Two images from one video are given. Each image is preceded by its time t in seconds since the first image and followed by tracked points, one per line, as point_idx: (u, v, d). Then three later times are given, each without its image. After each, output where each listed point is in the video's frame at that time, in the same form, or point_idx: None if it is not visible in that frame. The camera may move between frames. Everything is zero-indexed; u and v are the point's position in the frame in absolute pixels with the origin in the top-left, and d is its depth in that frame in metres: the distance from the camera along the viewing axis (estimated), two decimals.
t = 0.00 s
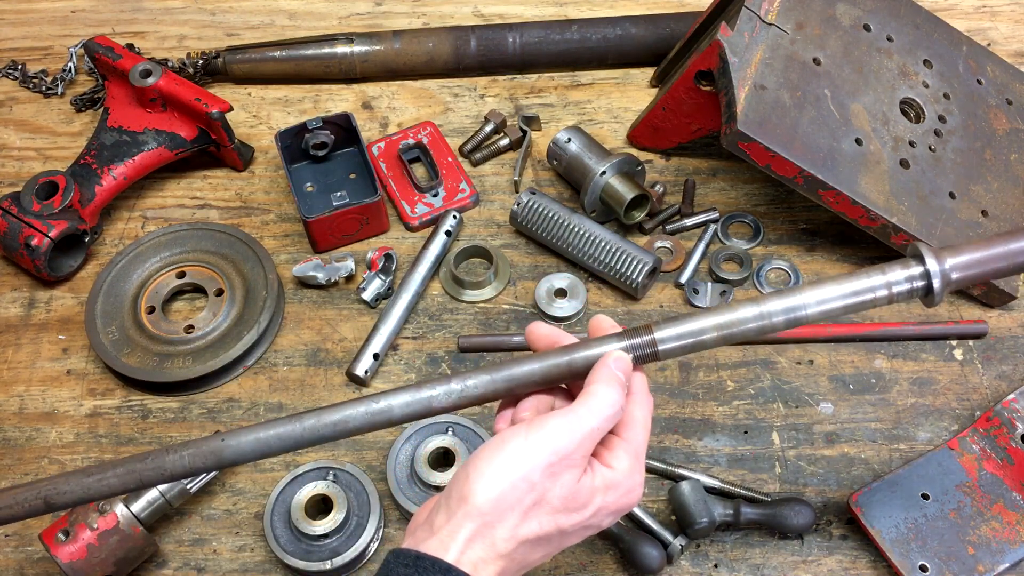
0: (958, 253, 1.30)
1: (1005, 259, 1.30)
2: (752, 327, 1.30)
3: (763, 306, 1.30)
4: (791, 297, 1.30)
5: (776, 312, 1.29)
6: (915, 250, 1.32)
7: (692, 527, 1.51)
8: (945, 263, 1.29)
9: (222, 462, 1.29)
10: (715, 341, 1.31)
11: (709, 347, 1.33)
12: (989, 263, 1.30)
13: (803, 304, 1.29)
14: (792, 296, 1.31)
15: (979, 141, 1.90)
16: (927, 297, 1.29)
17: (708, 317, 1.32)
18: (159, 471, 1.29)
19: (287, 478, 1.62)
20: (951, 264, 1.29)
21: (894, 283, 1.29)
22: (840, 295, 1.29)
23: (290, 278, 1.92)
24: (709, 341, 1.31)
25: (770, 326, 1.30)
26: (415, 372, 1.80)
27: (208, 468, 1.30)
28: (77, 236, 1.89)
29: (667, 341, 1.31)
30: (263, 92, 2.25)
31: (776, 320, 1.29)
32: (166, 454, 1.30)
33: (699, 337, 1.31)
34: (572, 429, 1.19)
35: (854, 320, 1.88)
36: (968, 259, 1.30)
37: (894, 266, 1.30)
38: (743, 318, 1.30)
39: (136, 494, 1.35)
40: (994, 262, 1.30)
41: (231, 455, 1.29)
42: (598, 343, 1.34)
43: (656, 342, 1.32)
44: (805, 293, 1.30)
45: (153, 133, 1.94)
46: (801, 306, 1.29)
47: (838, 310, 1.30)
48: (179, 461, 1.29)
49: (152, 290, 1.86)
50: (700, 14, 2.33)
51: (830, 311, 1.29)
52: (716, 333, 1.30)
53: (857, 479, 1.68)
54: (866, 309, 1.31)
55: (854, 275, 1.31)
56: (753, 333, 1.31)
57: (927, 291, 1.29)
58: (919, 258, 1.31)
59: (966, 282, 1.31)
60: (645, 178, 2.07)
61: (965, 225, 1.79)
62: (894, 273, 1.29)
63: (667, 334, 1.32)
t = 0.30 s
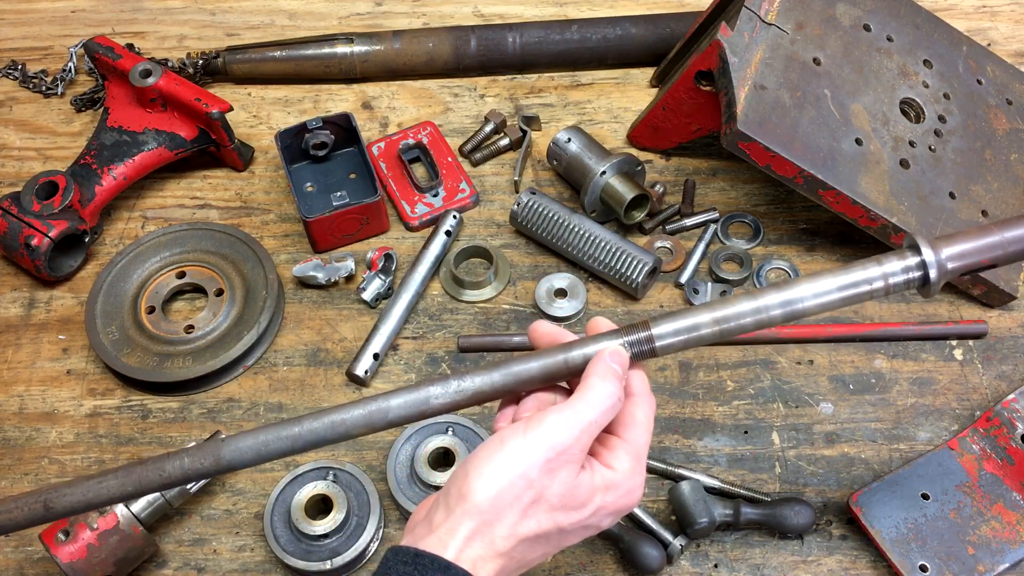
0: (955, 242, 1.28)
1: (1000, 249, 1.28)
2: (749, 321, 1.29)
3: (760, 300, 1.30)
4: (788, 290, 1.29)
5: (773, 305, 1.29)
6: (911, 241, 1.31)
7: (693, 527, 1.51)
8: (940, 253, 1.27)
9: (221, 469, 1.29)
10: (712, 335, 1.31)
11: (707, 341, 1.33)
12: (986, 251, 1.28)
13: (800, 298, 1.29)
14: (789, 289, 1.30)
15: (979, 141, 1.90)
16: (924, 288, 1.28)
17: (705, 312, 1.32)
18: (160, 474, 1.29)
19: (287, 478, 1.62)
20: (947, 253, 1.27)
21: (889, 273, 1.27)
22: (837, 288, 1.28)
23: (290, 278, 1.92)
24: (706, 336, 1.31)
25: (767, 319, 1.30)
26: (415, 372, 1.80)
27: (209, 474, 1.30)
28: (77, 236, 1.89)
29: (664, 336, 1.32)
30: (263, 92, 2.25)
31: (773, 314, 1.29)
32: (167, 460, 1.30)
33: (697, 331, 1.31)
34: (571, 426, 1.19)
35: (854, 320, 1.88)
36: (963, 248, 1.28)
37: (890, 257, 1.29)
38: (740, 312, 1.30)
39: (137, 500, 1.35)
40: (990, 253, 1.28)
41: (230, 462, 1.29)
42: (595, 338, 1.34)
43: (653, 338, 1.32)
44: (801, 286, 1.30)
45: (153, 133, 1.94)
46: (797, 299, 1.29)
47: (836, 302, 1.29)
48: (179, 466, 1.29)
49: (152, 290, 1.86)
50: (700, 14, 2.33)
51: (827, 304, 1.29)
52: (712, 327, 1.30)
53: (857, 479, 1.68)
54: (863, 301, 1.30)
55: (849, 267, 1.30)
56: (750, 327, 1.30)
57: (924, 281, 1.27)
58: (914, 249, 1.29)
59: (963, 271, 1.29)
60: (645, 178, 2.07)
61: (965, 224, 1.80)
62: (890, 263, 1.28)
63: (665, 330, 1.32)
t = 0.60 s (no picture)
0: (961, 241, 1.28)
1: (1005, 249, 1.27)
2: (753, 321, 1.29)
3: (764, 298, 1.30)
4: (792, 289, 1.29)
5: (778, 304, 1.29)
6: (917, 240, 1.31)
7: (693, 527, 1.51)
8: (947, 251, 1.27)
9: (223, 467, 1.29)
10: (716, 333, 1.31)
11: (712, 341, 1.33)
12: (992, 249, 1.27)
13: (804, 296, 1.29)
14: (793, 289, 1.30)
15: (979, 141, 1.90)
16: (929, 288, 1.28)
17: (709, 310, 1.32)
18: (162, 470, 1.29)
19: (287, 478, 1.62)
20: (953, 252, 1.27)
21: (896, 272, 1.27)
22: (842, 287, 1.28)
23: (290, 278, 1.92)
24: (711, 334, 1.31)
25: (772, 318, 1.29)
26: (415, 372, 1.80)
27: (212, 471, 1.30)
28: (77, 236, 1.89)
29: (668, 335, 1.31)
30: (263, 92, 2.25)
31: (777, 312, 1.29)
32: (168, 458, 1.30)
33: (700, 330, 1.31)
34: (573, 422, 1.18)
35: (854, 320, 1.88)
36: (968, 247, 1.28)
37: (896, 256, 1.29)
38: (745, 311, 1.29)
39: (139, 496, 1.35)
40: (994, 252, 1.27)
41: (233, 460, 1.29)
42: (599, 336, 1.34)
43: (657, 337, 1.32)
44: (806, 286, 1.30)
45: (153, 133, 1.94)
46: (802, 298, 1.29)
47: (840, 302, 1.29)
48: (181, 464, 1.29)
49: (152, 290, 1.86)
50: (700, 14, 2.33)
51: (832, 303, 1.29)
52: (717, 326, 1.30)
53: (857, 479, 1.68)
54: (868, 301, 1.30)
55: (855, 266, 1.31)
56: (754, 326, 1.30)
57: (930, 281, 1.27)
58: (920, 248, 1.29)
59: (968, 271, 1.29)
60: (645, 178, 2.07)
61: (965, 224, 1.80)
62: (897, 262, 1.28)
63: (668, 329, 1.32)
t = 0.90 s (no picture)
0: (962, 250, 1.27)
1: (1006, 258, 1.26)
2: (754, 328, 1.30)
3: (765, 307, 1.30)
4: (794, 297, 1.29)
5: (779, 312, 1.29)
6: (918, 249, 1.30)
7: (693, 527, 1.51)
8: (948, 261, 1.26)
9: (228, 469, 1.29)
10: (718, 341, 1.31)
11: (713, 348, 1.33)
12: (993, 254, 1.26)
13: (806, 304, 1.28)
14: (795, 296, 1.30)
15: (979, 141, 1.90)
16: (930, 296, 1.28)
17: (710, 318, 1.32)
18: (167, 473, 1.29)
19: (287, 478, 1.62)
20: (954, 262, 1.26)
21: (896, 281, 1.27)
22: (843, 296, 1.28)
23: (290, 278, 1.92)
24: (712, 342, 1.31)
25: (773, 326, 1.29)
26: (415, 372, 1.80)
27: (216, 474, 1.30)
28: (77, 236, 1.89)
29: (670, 343, 1.31)
30: (263, 92, 2.25)
31: (778, 321, 1.29)
32: (173, 460, 1.31)
33: (702, 338, 1.31)
34: (570, 427, 1.19)
35: (854, 320, 1.88)
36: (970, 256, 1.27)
37: (897, 265, 1.29)
38: (746, 319, 1.30)
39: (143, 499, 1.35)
40: (995, 260, 1.26)
41: (237, 461, 1.29)
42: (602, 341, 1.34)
43: (660, 345, 1.31)
44: (807, 294, 1.29)
45: (153, 133, 1.94)
46: (803, 306, 1.28)
47: (841, 310, 1.29)
48: (186, 467, 1.29)
49: (152, 290, 1.86)
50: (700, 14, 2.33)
51: (833, 311, 1.28)
52: (718, 333, 1.30)
53: (857, 479, 1.68)
54: (869, 309, 1.30)
55: (855, 274, 1.30)
56: (755, 334, 1.30)
57: (930, 290, 1.27)
58: (920, 256, 1.29)
59: (969, 279, 1.28)
60: (645, 178, 2.07)
61: (964, 224, 1.80)
62: (898, 271, 1.28)
63: (670, 337, 1.31)
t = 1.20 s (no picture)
0: (949, 240, 1.27)
1: (996, 246, 1.26)
2: (743, 320, 1.28)
3: (753, 299, 1.29)
4: (782, 289, 1.28)
5: (767, 304, 1.28)
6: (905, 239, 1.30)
7: (692, 527, 1.51)
8: (936, 251, 1.26)
9: (215, 468, 1.27)
10: (707, 334, 1.30)
11: (702, 341, 1.31)
12: (980, 243, 1.26)
13: (794, 296, 1.28)
14: (783, 288, 1.29)
15: (979, 141, 1.90)
16: (919, 287, 1.27)
17: (699, 310, 1.31)
18: (155, 475, 1.27)
19: (287, 478, 1.62)
20: (942, 252, 1.26)
21: (884, 273, 1.26)
22: (831, 288, 1.27)
23: (290, 278, 1.92)
24: (702, 334, 1.30)
25: (761, 318, 1.28)
26: (415, 372, 1.80)
27: (203, 474, 1.28)
28: (77, 236, 1.90)
29: (658, 337, 1.31)
30: (263, 92, 2.25)
31: (767, 313, 1.28)
32: (162, 459, 1.29)
33: (691, 331, 1.30)
34: (568, 434, 1.18)
35: (854, 320, 1.88)
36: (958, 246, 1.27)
37: (885, 256, 1.28)
38: (734, 311, 1.28)
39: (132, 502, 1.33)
40: (984, 249, 1.26)
41: (223, 460, 1.27)
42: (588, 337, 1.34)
43: (648, 338, 1.31)
44: (796, 285, 1.29)
45: (153, 133, 1.94)
46: (791, 298, 1.28)
47: (829, 302, 1.28)
48: (172, 467, 1.28)
49: (152, 290, 1.86)
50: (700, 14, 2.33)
51: (822, 302, 1.27)
52: (707, 326, 1.29)
53: (857, 479, 1.68)
54: (857, 301, 1.29)
55: (843, 266, 1.29)
56: (744, 326, 1.29)
57: (919, 280, 1.26)
58: (909, 248, 1.28)
59: (958, 269, 1.28)
60: (645, 178, 2.07)
61: (965, 224, 1.80)
62: (886, 263, 1.27)
63: (659, 330, 1.31)
